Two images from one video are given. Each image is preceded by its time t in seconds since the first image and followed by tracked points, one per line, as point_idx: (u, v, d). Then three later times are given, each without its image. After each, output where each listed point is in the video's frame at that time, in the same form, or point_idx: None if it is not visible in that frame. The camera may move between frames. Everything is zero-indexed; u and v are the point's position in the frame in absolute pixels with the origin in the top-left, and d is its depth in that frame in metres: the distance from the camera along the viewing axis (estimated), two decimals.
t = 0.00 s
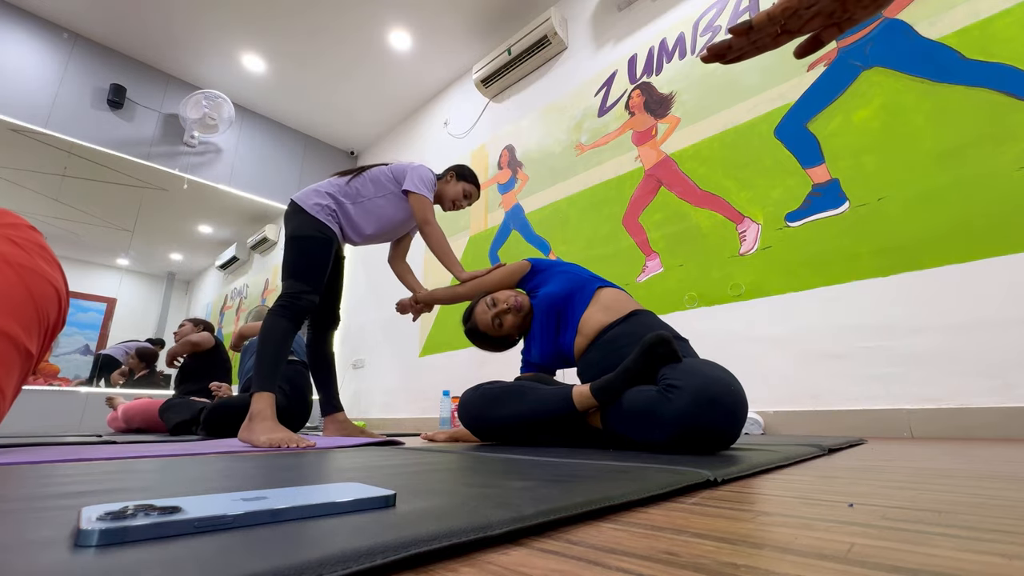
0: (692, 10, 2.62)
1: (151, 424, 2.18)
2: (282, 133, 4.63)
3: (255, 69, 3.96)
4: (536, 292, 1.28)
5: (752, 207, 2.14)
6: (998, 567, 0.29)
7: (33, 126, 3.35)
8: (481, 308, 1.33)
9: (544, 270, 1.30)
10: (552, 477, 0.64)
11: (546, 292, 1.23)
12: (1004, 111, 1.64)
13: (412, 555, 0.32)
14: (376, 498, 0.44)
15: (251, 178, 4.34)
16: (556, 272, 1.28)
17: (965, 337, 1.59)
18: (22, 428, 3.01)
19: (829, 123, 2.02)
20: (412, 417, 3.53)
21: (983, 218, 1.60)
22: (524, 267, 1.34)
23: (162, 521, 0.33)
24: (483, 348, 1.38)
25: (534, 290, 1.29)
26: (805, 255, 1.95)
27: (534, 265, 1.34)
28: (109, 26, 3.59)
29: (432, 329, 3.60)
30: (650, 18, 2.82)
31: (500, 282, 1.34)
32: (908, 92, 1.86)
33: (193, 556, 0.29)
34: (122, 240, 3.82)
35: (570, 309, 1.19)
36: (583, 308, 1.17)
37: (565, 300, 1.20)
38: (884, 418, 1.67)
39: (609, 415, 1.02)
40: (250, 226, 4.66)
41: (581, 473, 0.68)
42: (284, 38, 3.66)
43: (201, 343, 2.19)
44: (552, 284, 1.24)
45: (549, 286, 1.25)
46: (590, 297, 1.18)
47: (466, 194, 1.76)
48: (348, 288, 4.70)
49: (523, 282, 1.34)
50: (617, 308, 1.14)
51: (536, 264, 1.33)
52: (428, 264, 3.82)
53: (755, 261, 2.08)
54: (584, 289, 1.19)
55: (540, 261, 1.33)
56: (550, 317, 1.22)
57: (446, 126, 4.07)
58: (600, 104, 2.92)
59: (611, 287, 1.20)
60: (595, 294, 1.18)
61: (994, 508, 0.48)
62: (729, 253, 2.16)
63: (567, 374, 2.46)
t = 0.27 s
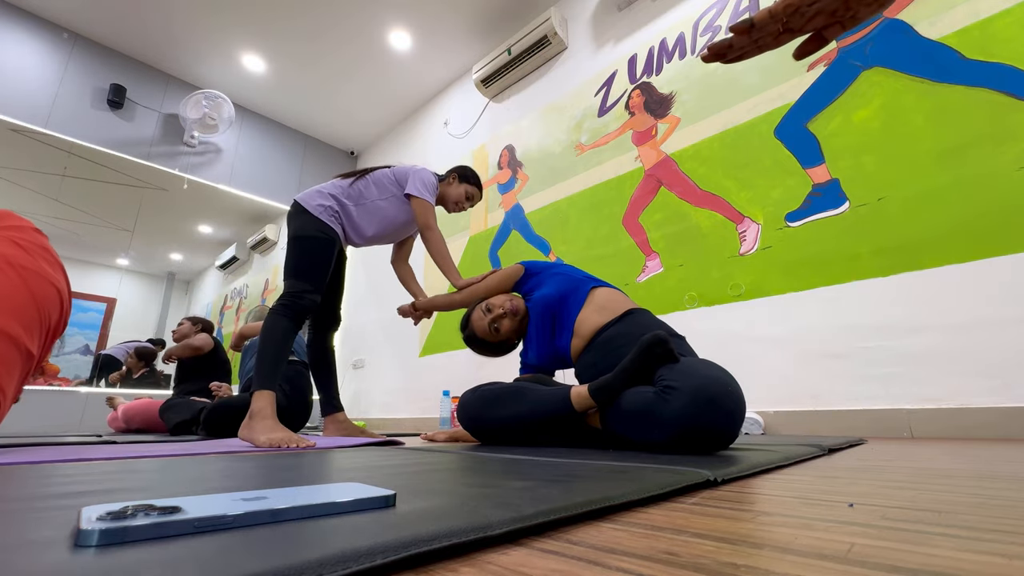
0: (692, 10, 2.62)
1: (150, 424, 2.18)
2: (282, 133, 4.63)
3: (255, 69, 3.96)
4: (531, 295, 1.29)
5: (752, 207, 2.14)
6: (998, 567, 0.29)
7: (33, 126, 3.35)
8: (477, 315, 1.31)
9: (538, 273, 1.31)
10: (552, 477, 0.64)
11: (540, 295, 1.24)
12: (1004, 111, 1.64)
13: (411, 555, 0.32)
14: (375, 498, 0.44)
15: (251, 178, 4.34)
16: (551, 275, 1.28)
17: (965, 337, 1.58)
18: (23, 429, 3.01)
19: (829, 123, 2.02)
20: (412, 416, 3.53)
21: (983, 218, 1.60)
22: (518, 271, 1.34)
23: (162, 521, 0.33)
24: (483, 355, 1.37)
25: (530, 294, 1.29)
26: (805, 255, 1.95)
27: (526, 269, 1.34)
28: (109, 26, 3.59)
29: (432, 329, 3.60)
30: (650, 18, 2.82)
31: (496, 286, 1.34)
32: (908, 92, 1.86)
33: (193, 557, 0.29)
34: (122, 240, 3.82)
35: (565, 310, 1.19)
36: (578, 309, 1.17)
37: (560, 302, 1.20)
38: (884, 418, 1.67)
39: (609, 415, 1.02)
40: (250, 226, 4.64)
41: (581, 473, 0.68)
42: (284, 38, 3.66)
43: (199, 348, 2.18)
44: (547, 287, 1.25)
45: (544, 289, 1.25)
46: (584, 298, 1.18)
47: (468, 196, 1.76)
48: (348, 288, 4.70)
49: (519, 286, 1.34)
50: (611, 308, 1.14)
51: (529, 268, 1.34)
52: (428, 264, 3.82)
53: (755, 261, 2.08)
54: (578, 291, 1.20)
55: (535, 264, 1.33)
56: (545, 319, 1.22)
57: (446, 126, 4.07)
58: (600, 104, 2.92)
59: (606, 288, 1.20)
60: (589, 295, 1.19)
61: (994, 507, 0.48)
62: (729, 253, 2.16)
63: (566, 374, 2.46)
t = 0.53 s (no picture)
0: (692, 10, 2.62)
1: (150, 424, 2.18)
2: (282, 133, 4.62)
3: (255, 69, 3.96)
4: (530, 297, 1.29)
5: (752, 207, 2.14)
6: (998, 566, 0.29)
7: (33, 126, 3.35)
8: (476, 319, 1.33)
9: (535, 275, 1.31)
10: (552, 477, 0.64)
11: (539, 296, 1.24)
12: (1004, 111, 1.64)
13: (411, 556, 0.32)
14: (376, 498, 0.44)
15: (251, 178, 4.34)
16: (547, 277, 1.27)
17: (965, 337, 1.58)
18: (23, 429, 3.01)
19: (829, 123, 2.02)
20: (412, 417, 3.53)
21: (983, 218, 1.60)
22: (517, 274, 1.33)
23: (162, 521, 0.33)
24: (483, 358, 1.37)
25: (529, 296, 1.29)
26: (805, 255, 1.95)
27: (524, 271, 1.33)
28: (109, 26, 3.59)
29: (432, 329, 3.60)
30: (650, 18, 2.82)
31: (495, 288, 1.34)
32: (908, 92, 1.86)
33: (193, 557, 0.29)
34: (122, 240, 3.82)
35: (563, 312, 1.20)
36: (576, 310, 1.18)
37: (558, 304, 1.21)
38: (884, 418, 1.67)
39: (609, 416, 1.02)
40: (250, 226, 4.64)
41: (581, 473, 0.68)
42: (284, 38, 3.66)
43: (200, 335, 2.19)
44: (545, 288, 1.25)
45: (542, 291, 1.25)
46: (582, 299, 1.18)
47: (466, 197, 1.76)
48: (348, 288, 4.70)
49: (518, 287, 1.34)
50: (609, 309, 1.14)
51: (525, 271, 1.33)
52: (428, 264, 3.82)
53: (755, 261, 2.08)
54: (576, 292, 1.20)
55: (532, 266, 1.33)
56: (544, 321, 1.22)
57: (446, 126, 4.07)
58: (600, 104, 2.92)
59: (604, 288, 1.20)
60: (587, 295, 1.19)
61: (994, 508, 0.48)
62: (729, 253, 2.16)
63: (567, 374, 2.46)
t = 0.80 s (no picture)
0: (692, 10, 2.62)
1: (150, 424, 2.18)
2: (282, 133, 4.63)
3: (255, 69, 3.96)
4: (531, 296, 1.29)
5: (752, 207, 2.14)
6: (998, 566, 0.29)
7: (33, 126, 3.35)
8: (478, 319, 1.33)
9: (537, 274, 1.30)
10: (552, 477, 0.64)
11: (540, 296, 1.24)
12: (1004, 111, 1.64)
13: (411, 555, 0.32)
14: (376, 498, 0.44)
15: (251, 178, 4.34)
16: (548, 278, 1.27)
17: (965, 337, 1.58)
18: (23, 429, 3.01)
19: (829, 123, 2.02)
20: (412, 417, 3.53)
21: (983, 217, 1.60)
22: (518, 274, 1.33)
23: (162, 521, 0.33)
24: (484, 358, 1.37)
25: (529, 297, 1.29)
26: (805, 255, 1.95)
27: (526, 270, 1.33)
28: (109, 26, 3.60)
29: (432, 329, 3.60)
30: (650, 18, 2.82)
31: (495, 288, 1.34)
32: (908, 92, 1.86)
33: (193, 556, 0.29)
34: (122, 240, 3.82)
35: (564, 312, 1.20)
36: (577, 309, 1.18)
37: (559, 303, 1.21)
38: (884, 418, 1.67)
39: (609, 416, 1.02)
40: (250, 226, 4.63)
41: (581, 473, 0.68)
42: (284, 38, 3.66)
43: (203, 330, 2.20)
44: (546, 288, 1.24)
45: (543, 290, 1.25)
46: (583, 299, 1.18)
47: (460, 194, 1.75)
48: (348, 288, 4.70)
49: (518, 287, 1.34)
50: (611, 309, 1.14)
51: (529, 269, 1.33)
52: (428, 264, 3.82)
53: (755, 260, 2.08)
54: (578, 292, 1.20)
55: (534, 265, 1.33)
56: (545, 320, 1.22)
57: (446, 126, 4.07)
58: (600, 104, 2.92)
59: (605, 288, 1.20)
60: (589, 295, 1.19)
61: (993, 507, 0.48)
62: (729, 253, 2.16)
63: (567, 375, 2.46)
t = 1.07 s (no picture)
0: (692, 10, 2.62)
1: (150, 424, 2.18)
2: (282, 133, 4.63)
3: (255, 69, 3.96)
4: (535, 295, 1.29)
5: (752, 207, 2.14)
6: (997, 567, 0.29)
7: (33, 126, 3.35)
8: (482, 315, 1.33)
9: (542, 272, 1.30)
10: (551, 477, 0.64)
11: (544, 295, 1.24)
12: (1004, 111, 1.64)
13: (411, 555, 0.32)
14: (376, 498, 0.44)
15: (251, 178, 4.34)
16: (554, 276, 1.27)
17: (965, 337, 1.58)
18: (23, 429, 3.01)
19: (829, 123, 2.02)
20: (412, 417, 3.53)
21: (983, 217, 1.61)
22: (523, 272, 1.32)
23: (162, 521, 0.33)
24: (488, 354, 1.39)
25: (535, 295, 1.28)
26: (805, 255, 1.95)
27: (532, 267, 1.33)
28: (110, 26, 3.60)
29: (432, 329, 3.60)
30: (650, 18, 2.82)
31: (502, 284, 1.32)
32: (908, 92, 1.86)
33: (193, 556, 0.29)
34: (122, 240, 3.82)
35: (569, 311, 1.20)
36: (581, 309, 1.18)
37: (563, 302, 1.20)
38: (884, 418, 1.67)
39: (610, 415, 1.02)
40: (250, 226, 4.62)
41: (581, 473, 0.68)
42: (284, 38, 3.66)
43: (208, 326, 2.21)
44: (551, 287, 1.24)
45: (548, 289, 1.25)
46: (588, 298, 1.18)
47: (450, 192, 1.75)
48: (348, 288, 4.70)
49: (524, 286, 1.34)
50: (615, 308, 1.14)
51: (536, 267, 1.33)
52: (428, 264, 3.83)
53: (755, 260, 2.08)
54: (582, 291, 1.20)
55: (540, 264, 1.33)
56: (549, 319, 1.22)
57: (446, 126, 4.07)
58: (600, 104, 2.92)
59: (609, 288, 1.20)
60: (593, 295, 1.19)
61: (993, 508, 0.48)
62: (729, 253, 2.16)
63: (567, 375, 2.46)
